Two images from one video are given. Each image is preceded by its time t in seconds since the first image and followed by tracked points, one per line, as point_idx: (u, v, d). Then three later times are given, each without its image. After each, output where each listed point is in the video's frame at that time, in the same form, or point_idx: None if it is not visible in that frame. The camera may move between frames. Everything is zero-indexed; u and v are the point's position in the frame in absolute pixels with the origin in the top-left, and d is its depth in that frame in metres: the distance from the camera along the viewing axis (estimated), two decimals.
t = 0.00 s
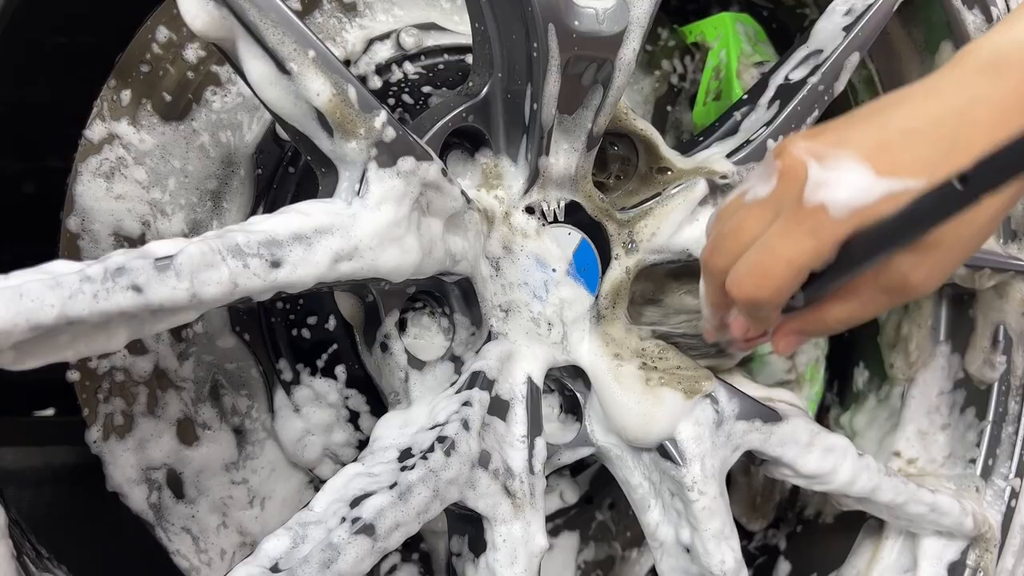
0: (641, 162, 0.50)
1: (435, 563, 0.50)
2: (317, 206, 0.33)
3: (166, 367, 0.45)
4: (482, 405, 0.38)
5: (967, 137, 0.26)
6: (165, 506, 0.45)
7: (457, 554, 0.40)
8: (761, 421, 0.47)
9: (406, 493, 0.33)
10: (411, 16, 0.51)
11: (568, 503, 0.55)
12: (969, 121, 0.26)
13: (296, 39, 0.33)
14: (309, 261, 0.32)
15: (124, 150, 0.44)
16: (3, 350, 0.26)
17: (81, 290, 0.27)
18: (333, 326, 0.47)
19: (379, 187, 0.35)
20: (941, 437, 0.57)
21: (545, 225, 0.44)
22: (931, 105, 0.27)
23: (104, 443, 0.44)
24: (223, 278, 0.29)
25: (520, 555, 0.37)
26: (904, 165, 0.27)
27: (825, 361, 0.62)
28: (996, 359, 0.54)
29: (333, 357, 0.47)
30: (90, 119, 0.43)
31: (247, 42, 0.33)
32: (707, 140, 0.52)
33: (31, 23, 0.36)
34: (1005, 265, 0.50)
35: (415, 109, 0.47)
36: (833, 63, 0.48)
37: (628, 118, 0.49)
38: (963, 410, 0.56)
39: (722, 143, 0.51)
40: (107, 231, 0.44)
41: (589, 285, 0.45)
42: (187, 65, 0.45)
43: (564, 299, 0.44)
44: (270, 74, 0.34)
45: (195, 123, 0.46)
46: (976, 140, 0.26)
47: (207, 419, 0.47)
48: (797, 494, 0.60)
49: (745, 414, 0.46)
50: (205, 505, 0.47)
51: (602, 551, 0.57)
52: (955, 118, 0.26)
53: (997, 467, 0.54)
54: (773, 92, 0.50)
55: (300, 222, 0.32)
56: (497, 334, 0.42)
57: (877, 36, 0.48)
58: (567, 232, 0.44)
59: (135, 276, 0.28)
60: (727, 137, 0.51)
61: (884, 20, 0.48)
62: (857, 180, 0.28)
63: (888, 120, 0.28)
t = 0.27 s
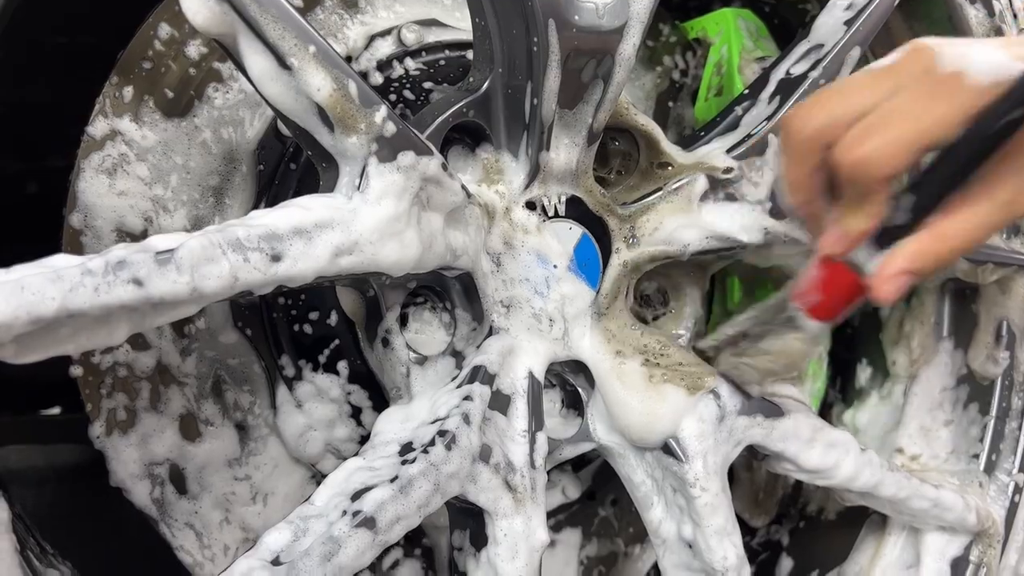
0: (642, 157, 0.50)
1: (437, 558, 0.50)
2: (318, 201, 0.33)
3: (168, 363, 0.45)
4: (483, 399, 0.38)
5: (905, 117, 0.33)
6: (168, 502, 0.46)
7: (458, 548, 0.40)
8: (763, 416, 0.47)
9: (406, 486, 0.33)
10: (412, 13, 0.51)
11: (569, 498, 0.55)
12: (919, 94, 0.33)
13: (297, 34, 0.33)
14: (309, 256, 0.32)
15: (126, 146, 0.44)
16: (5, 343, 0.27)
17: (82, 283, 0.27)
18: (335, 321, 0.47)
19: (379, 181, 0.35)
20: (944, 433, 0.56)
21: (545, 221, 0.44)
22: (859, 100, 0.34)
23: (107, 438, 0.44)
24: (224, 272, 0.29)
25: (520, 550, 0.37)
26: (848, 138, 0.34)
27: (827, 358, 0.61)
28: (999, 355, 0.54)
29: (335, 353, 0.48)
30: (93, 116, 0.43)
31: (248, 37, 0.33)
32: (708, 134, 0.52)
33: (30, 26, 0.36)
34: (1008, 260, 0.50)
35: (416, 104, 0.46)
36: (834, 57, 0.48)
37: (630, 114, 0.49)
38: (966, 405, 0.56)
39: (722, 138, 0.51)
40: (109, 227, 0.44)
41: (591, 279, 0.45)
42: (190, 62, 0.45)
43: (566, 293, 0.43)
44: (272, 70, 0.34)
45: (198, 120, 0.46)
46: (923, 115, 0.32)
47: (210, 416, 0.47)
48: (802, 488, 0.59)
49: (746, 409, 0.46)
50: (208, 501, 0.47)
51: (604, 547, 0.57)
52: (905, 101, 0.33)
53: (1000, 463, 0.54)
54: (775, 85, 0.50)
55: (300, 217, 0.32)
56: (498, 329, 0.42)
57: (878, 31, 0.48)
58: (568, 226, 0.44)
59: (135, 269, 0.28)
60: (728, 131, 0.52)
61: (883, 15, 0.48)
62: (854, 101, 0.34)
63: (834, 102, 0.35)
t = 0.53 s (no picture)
0: (645, 153, 0.50)
1: (442, 554, 0.50)
2: (318, 194, 0.33)
3: (173, 358, 0.46)
4: (484, 393, 0.38)
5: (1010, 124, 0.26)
6: (173, 498, 0.46)
7: (461, 544, 0.40)
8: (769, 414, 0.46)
9: (406, 479, 0.33)
10: (417, 8, 0.52)
11: (575, 494, 0.55)
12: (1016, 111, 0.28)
13: (298, 29, 0.34)
14: (308, 249, 0.32)
15: (131, 141, 0.45)
16: (5, 333, 0.27)
17: (81, 274, 0.27)
18: (339, 316, 0.46)
19: (378, 175, 0.35)
20: (953, 434, 0.55)
21: (548, 214, 0.43)
22: (942, 116, 0.27)
23: (113, 432, 0.44)
24: (223, 264, 0.30)
25: (521, 546, 0.37)
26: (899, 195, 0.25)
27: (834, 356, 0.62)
28: (1009, 355, 0.52)
29: (339, 348, 0.47)
30: (99, 111, 0.43)
31: (249, 31, 0.33)
32: (714, 127, 0.52)
33: (35, 25, 0.37)
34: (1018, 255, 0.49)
35: (418, 99, 0.46)
36: (840, 51, 0.47)
37: (635, 106, 0.49)
38: (976, 407, 0.54)
39: (728, 133, 0.50)
40: (115, 222, 0.44)
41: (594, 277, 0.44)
42: (195, 57, 0.46)
43: (569, 292, 0.43)
44: (273, 65, 0.34)
45: (202, 115, 0.47)
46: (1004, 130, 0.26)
47: (215, 413, 0.47)
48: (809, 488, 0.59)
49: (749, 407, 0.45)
50: (213, 497, 0.47)
51: (610, 544, 0.57)
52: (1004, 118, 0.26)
53: (1010, 460, 0.52)
54: (781, 79, 0.49)
55: (299, 210, 0.32)
56: (501, 323, 0.41)
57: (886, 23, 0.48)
58: (570, 221, 0.44)
59: (134, 261, 0.28)
60: (732, 125, 0.51)
61: (890, 8, 0.48)
62: (782, 249, 0.26)
63: (939, 114, 0.27)
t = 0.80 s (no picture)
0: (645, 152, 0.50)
1: (442, 553, 0.49)
2: (315, 193, 0.33)
3: (172, 357, 0.46)
4: (482, 392, 0.38)
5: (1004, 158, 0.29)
6: (172, 497, 0.46)
7: (459, 543, 0.40)
8: (768, 414, 0.45)
9: (404, 478, 0.33)
10: (417, 7, 0.52)
11: (574, 494, 0.55)
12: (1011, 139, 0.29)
13: (297, 27, 0.34)
14: (306, 247, 0.32)
15: (131, 140, 0.45)
16: (3, 330, 0.27)
17: (79, 272, 0.27)
18: (337, 315, 0.46)
19: (377, 174, 0.35)
20: (953, 437, 0.54)
21: (546, 214, 0.43)
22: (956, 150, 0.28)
23: (111, 430, 0.44)
24: (220, 262, 0.30)
25: (518, 546, 0.37)
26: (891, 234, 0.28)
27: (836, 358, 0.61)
28: (1010, 356, 0.52)
29: (338, 347, 0.47)
30: (98, 110, 0.43)
31: (247, 30, 0.34)
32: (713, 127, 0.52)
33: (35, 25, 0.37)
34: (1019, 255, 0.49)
35: (418, 98, 0.47)
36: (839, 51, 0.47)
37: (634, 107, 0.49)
38: (976, 408, 0.54)
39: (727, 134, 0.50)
40: (114, 221, 0.44)
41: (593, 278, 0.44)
42: (194, 56, 0.46)
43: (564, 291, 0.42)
44: (272, 63, 0.34)
45: (202, 114, 0.47)
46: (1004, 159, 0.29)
47: (214, 413, 0.47)
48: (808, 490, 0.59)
49: (748, 406, 0.45)
50: (212, 497, 0.47)
51: (610, 543, 0.57)
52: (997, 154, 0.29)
53: (1011, 461, 0.52)
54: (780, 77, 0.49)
55: (297, 209, 0.32)
56: (498, 322, 0.41)
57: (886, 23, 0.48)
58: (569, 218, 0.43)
59: (131, 259, 0.28)
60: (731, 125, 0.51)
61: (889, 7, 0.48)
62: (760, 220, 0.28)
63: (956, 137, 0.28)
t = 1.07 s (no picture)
0: (645, 148, 0.50)
1: (442, 547, 0.50)
2: (316, 186, 0.34)
3: (174, 350, 0.46)
4: (482, 385, 0.38)
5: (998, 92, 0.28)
6: (175, 490, 0.46)
7: (459, 535, 0.40)
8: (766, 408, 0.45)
9: (404, 469, 0.33)
10: (418, 3, 0.52)
11: (574, 488, 0.55)
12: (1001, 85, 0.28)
13: (299, 22, 0.34)
14: (307, 240, 0.32)
15: (134, 134, 0.45)
16: (7, 320, 0.27)
17: (82, 263, 0.28)
18: (339, 309, 0.46)
19: (378, 168, 0.35)
20: (951, 433, 0.54)
21: (546, 208, 0.43)
22: (934, 86, 0.29)
23: (114, 423, 0.45)
24: (222, 255, 0.30)
25: (517, 537, 0.37)
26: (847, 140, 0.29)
27: (836, 354, 0.61)
28: (1008, 352, 0.52)
29: (340, 341, 0.47)
30: (101, 104, 0.44)
31: (249, 24, 0.34)
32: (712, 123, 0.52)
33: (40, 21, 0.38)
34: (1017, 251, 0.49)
35: (418, 92, 0.46)
36: (839, 47, 0.47)
37: (635, 102, 0.50)
38: (974, 403, 0.54)
39: (727, 130, 0.50)
40: (118, 216, 0.44)
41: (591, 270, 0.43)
42: (197, 51, 0.46)
43: (565, 288, 0.42)
44: (275, 58, 0.35)
45: (204, 109, 0.47)
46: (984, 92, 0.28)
47: (217, 407, 0.47)
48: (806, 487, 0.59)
49: (748, 400, 0.45)
50: (214, 490, 0.47)
51: (610, 537, 0.57)
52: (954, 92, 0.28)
53: (1010, 457, 0.52)
54: (780, 72, 0.49)
55: (298, 201, 0.32)
56: (498, 315, 0.41)
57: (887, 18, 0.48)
58: (571, 214, 0.43)
59: (134, 251, 0.28)
60: (731, 122, 0.51)
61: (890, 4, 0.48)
62: (745, 186, 0.29)
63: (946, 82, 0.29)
